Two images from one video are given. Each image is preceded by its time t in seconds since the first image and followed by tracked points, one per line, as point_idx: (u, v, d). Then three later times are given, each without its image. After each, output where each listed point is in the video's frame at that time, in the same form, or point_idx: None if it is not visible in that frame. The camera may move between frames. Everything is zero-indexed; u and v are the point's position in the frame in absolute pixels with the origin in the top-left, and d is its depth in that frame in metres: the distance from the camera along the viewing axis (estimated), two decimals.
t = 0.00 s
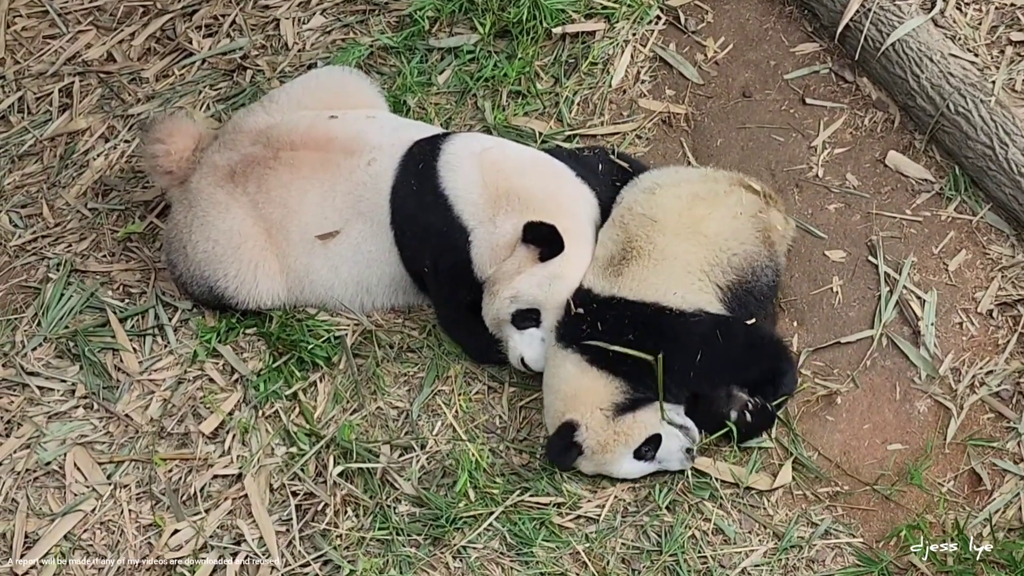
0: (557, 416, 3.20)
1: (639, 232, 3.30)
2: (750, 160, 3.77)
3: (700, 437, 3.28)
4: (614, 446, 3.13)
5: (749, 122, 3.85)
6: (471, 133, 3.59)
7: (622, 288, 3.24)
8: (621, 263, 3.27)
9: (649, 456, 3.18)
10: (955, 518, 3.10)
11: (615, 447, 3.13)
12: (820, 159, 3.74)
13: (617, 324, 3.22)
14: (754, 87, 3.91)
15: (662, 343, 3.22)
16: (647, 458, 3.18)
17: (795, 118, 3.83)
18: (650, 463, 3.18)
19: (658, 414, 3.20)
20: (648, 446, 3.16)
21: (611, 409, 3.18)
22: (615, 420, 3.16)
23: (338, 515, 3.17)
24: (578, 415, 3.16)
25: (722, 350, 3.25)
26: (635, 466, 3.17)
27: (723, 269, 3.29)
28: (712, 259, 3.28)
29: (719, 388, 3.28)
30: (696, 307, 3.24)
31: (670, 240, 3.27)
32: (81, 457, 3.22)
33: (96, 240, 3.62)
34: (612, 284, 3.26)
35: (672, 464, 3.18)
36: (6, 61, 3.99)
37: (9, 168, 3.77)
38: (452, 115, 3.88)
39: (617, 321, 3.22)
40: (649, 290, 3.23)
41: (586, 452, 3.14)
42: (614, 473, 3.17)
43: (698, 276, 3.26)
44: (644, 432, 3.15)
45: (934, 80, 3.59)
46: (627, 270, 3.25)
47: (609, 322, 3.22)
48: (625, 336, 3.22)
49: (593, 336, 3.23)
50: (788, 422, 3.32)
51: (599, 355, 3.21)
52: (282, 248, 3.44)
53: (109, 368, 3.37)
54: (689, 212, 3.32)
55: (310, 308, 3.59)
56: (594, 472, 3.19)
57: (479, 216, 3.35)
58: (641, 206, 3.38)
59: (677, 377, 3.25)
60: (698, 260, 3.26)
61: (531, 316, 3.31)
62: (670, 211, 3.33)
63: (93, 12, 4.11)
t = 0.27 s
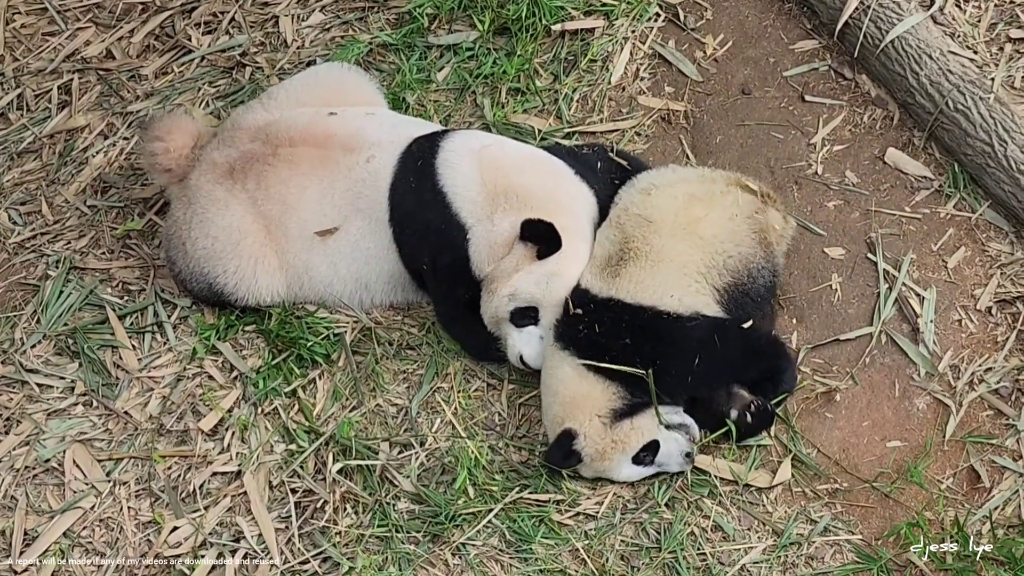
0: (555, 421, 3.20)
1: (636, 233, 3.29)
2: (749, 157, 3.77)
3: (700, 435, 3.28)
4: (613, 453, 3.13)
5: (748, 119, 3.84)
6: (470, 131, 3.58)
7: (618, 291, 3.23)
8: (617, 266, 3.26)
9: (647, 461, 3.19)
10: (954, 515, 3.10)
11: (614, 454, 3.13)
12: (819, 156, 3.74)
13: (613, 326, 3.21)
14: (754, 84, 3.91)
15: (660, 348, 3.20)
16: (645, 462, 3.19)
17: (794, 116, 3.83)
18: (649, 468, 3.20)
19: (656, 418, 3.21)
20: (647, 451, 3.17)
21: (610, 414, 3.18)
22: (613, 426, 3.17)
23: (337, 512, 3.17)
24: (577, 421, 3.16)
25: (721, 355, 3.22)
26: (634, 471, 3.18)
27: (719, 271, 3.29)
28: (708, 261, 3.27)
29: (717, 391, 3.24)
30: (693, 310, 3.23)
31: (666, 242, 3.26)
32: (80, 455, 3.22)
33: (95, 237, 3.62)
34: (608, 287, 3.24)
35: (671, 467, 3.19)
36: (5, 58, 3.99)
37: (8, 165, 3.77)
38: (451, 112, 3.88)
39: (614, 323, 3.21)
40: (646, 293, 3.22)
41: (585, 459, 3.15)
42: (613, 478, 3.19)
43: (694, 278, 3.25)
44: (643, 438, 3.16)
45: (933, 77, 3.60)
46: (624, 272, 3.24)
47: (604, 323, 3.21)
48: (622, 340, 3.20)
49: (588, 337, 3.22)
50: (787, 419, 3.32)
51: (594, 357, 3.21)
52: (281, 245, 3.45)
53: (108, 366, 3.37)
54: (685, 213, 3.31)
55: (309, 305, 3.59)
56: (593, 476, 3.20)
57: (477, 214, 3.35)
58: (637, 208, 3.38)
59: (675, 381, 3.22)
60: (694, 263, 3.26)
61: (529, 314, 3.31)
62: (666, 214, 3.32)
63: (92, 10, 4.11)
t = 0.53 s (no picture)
0: (556, 424, 3.20)
1: (635, 231, 3.31)
2: (747, 156, 3.77)
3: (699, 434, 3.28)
4: (616, 457, 3.13)
5: (747, 117, 3.85)
6: (469, 130, 3.58)
7: (619, 288, 3.23)
8: (617, 263, 3.26)
9: (648, 463, 3.19)
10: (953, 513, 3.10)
11: (617, 458, 3.13)
12: (818, 154, 3.74)
13: (613, 326, 3.20)
14: (752, 82, 3.92)
15: (660, 347, 3.19)
16: (647, 464, 3.19)
17: (793, 114, 3.83)
18: (651, 471, 3.20)
19: (658, 420, 3.21)
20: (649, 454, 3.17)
21: (610, 417, 3.18)
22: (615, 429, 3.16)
23: (336, 510, 3.17)
24: (578, 424, 3.16)
25: (719, 355, 3.22)
26: (637, 473, 3.18)
27: (718, 263, 3.30)
28: (707, 256, 3.29)
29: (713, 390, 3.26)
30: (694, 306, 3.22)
31: (664, 239, 3.28)
32: (79, 453, 3.22)
33: (93, 235, 3.62)
34: (609, 285, 3.24)
35: (674, 471, 3.19)
36: (3, 57, 3.99)
37: (7, 164, 3.77)
38: (450, 111, 3.88)
39: (612, 322, 3.20)
40: (646, 289, 3.22)
41: (588, 463, 3.15)
42: (616, 481, 3.19)
43: (694, 273, 3.26)
44: (645, 441, 3.16)
45: (931, 76, 3.60)
46: (624, 270, 3.25)
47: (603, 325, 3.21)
48: (623, 341, 3.19)
49: (588, 338, 3.21)
50: (786, 417, 3.32)
51: (593, 358, 3.20)
52: (279, 243, 3.45)
53: (107, 364, 3.37)
54: (683, 209, 3.34)
55: (308, 303, 3.59)
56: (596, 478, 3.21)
57: (476, 212, 3.35)
58: (635, 207, 3.40)
59: (673, 381, 3.22)
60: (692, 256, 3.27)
61: (527, 313, 3.31)
62: (663, 211, 3.34)
63: (91, 8, 4.11)
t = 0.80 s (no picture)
0: (554, 428, 3.19)
1: (633, 231, 3.32)
2: (746, 155, 3.77)
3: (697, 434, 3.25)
4: (616, 460, 3.14)
5: (746, 116, 3.85)
6: (467, 129, 3.58)
7: (618, 289, 3.24)
8: (616, 263, 3.27)
9: (647, 463, 3.19)
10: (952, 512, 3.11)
11: (617, 462, 3.14)
12: (817, 154, 3.74)
13: (611, 327, 3.20)
14: (751, 81, 3.91)
15: (658, 348, 3.19)
16: (647, 465, 3.19)
17: (792, 113, 3.83)
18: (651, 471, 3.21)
19: (655, 421, 3.20)
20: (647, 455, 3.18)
21: (607, 418, 3.18)
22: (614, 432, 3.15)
23: (335, 509, 3.17)
24: (576, 428, 3.15)
25: (715, 355, 3.22)
26: (638, 474, 3.19)
27: (714, 263, 3.33)
28: (704, 257, 3.31)
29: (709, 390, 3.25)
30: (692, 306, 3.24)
31: (663, 239, 3.30)
32: (79, 452, 3.22)
33: (93, 234, 3.62)
34: (608, 285, 3.24)
35: (675, 467, 3.21)
36: (2, 56, 3.99)
37: (6, 163, 3.77)
38: (449, 110, 3.88)
39: (609, 322, 3.21)
40: (645, 289, 3.23)
41: (588, 468, 3.15)
42: (617, 483, 3.20)
43: (692, 273, 3.28)
44: (645, 443, 3.16)
45: (930, 75, 3.60)
46: (623, 270, 3.26)
47: (601, 326, 3.21)
48: (621, 342, 3.20)
49: (585, 339, 3.22)
50: (785, 417, 3.32)
51: (590, 358, 3.21)
52: (279, 242, 3.45)
53: (106, 363, 3.37)
54: (679, 210, 3.36)
55: (307, 302, 3.59)
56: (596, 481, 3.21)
57: (474, 212, 3.35)
58: (632, 207, 3.41)
59: (669, 382, 3.22)
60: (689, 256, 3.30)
61: (525, 313, 3.32)
62: (661, 212, 3.36)
63: (90, 7, 4.11)
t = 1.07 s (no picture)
0: (556, 432, 3.18)
1: (631, 233, 3.32)
2: (744, 155, 3.77)
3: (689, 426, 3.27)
4: (625, 458, 3.14)
5: (745, 116, 3.85)
6: (465, 129, 3.58)
7: (614, 291, 3.23)
8: (613, 266, 3.27)
9: (652, 461, 3.21)
10: (951, 511, 3.11)
11: (627, 461, 3.15)
12: (816, 153, 3.74)
13: (608, 328, 3.19)
14: (750, 81, 3.91)
15: (655, 349, 3.18)
16: (651, 462, 3.21)
17: (791, 113, 3.83)
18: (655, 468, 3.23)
19: (660, 419, 3.22)
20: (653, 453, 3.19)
21: (609, 420, 3.17)
22: (620, 431, 3.16)
23: (334, 509, 3.17)
24: (578, 431, 3.14)
25: (713, 358, 3.20)
26: (644, 472, 3.20)
27: (712, 266, 3.32)
28: (702, 260, 3.31)
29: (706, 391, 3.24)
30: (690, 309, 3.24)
31: (661, 242, 3.29)
32: (77, 452, 3.22)
33: (92, 234, 3.62)
34: (605, 287, 3.24)
35: (679, 461, 3.24)
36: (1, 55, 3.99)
37: (5, 162, 3.77)
38: (448, 110, 3.88)
39: (606, 323, 3.19)
40: (642, 291, 3.22)
41: (596, 469, 3.15)
42: (623, 482, 3.20)
43: (689, 277, 3.27)
44: (651, 440, 3.17)
45: (929, 75, 3.60)
46: (619, 272, 3.25)
47: (598, 327, 3.20)
48: (618, 343, 3.18)
49: (582, 339, 3.20)
50: (784, 417, 3.32)
51: (587, 360, 3.19)
52: (277, 241, 3.45)
53: (105, 363, 3.37)
54: (678, 213, 3.35)
55: (306, 301, 3.59)
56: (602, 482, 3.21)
57: (472, 212, 3.35)
58: (630, 210, 3.40)
59: (667, 382, 3.19)
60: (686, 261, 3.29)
61: (523, 313, 3.32)
62: (660, 215, 3.35)
63: (89, 7, 4.10)
